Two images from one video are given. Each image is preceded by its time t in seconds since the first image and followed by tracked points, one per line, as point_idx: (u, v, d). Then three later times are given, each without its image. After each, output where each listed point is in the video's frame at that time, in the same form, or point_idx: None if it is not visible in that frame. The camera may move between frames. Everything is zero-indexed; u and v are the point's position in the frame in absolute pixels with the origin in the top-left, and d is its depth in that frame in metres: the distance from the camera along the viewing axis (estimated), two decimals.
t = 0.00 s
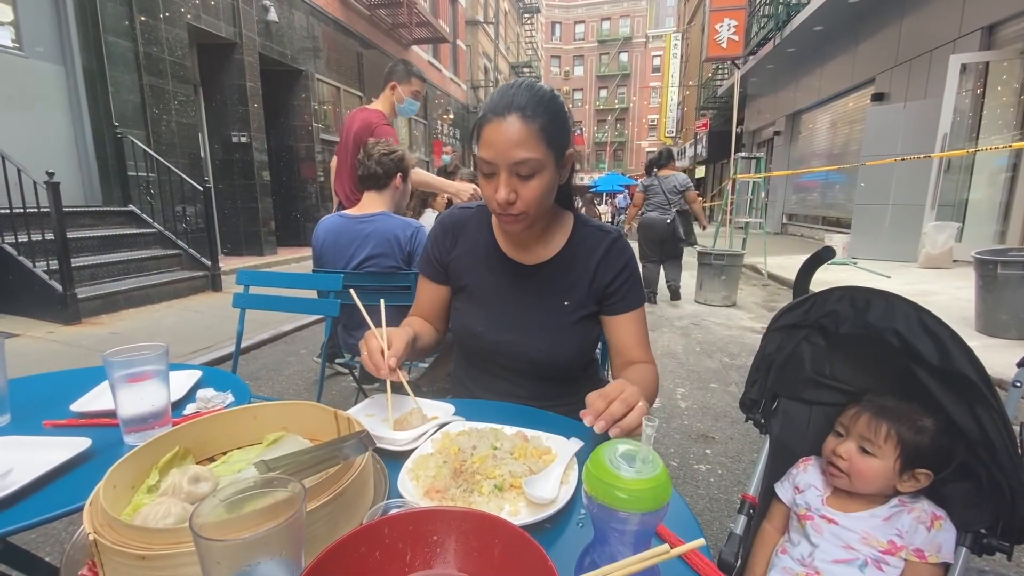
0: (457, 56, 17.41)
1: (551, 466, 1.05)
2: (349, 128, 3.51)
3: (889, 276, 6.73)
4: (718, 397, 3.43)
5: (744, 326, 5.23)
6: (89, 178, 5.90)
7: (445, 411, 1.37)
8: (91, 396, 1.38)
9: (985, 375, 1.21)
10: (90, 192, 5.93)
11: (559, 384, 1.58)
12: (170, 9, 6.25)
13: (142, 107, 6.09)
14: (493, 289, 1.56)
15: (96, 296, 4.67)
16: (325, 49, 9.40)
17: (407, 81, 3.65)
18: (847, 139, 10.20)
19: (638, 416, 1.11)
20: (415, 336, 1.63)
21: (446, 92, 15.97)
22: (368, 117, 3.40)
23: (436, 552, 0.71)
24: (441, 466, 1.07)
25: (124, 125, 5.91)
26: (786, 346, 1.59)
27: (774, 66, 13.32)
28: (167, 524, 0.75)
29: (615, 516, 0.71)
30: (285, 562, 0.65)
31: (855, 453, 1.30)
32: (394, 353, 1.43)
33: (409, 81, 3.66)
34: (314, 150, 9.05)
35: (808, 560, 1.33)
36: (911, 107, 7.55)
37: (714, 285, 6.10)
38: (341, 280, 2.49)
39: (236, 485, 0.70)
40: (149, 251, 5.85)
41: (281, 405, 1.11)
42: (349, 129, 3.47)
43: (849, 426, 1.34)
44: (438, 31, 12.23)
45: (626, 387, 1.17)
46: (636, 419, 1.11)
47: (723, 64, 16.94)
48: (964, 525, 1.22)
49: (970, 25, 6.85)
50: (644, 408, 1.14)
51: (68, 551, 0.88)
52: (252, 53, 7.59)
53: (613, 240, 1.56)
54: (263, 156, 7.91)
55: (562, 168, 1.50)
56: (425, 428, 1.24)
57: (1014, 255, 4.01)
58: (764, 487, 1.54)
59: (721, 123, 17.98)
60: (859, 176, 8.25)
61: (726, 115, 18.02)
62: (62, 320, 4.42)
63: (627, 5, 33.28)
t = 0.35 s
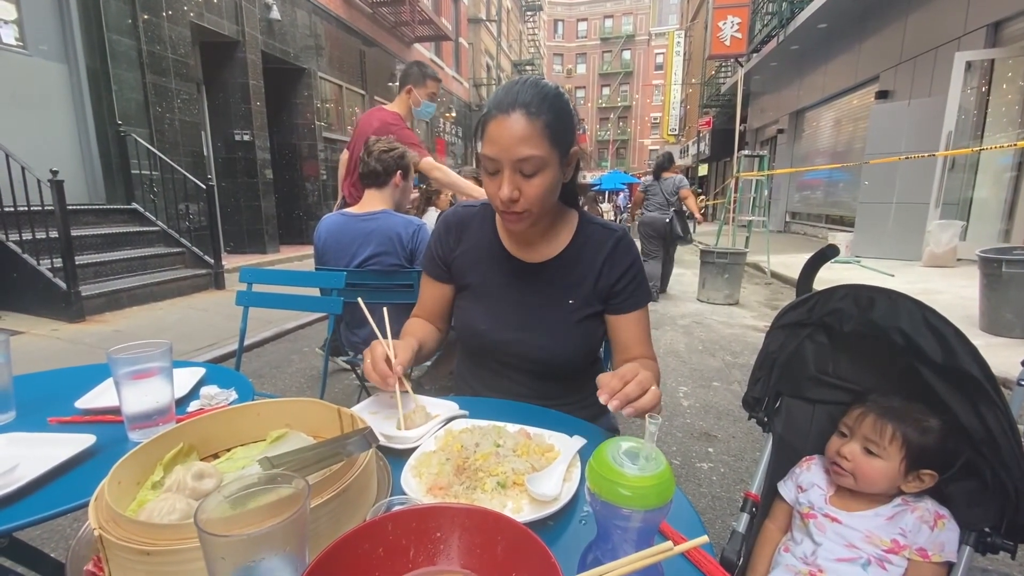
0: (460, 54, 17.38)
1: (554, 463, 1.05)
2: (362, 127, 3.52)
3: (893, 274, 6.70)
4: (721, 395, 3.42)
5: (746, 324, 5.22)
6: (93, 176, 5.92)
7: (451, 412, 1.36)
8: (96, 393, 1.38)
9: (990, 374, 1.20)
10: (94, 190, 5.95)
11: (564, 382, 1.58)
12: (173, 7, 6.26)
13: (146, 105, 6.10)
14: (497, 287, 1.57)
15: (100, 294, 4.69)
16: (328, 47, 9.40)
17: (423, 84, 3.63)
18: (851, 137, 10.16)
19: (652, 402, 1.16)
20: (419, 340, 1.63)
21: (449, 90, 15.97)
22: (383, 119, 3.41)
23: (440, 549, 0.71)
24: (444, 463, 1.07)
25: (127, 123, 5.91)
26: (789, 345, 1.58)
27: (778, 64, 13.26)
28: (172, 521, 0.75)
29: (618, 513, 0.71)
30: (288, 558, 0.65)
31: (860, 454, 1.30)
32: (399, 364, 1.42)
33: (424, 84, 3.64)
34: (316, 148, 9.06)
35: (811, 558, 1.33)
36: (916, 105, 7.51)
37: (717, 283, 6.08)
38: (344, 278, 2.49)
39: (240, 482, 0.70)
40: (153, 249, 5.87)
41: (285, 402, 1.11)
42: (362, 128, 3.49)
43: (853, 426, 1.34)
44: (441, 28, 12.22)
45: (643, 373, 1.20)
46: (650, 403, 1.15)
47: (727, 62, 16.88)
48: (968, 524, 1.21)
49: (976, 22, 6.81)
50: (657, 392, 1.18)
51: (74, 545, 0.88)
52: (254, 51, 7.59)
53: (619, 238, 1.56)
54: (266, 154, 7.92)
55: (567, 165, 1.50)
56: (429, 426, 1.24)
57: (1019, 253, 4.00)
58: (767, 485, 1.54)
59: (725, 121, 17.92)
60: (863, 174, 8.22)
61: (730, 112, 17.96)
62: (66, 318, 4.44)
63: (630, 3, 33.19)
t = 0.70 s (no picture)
0: (462, 52, 17.35)
1: (557, 460, 1.05)
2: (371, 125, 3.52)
3: (895, 273, 6.69)
4: (723, 394, 3.42)
5: (748, 323, 5.21)
6: (95, 173, 5.93)
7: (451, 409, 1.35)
8: (99, 390, 1.38)
9: (993, 371, 1.20)
10: (96, 187, 5.96)
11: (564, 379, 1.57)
12: (175, 4, 6.25)
13: (148, 103, 6.10)
14: (499, 283, 1.56)
15: (102, 291, 4.70)
16: (330, 44, 9.39)
17: (435, 87, 3.63)
18: (854, 135, 10.13)
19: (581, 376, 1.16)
20: (422, 337, 1.63)
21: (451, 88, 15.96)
22: (393, 119, 3.41)
23: (442, 545, 0.71)
24: (446, 460, 1.07)
25: (129, 120, 5.91)
26: (792, 342, 1.58)
27: (781, 62, 13.21)
28: (175, 516, 0.76)
29: (621, 510, 0.71)
30: (290, 554, 0.65)
31: (864, 455, 1.29)
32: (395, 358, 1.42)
33: (437, 86, 3.64)
34: (318, 146, 9.06)
35: (813, 557, 1.32)
36: (919, 102, 7.48)
37: (719, 281, 6.07)
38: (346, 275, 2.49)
39: (242, 479, 0.70)
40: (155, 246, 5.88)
41: (288, 398, 1.11)
42: (371, 126, 3.48)
43: (857, 428, 1.33)
44: (443, 26, 12.20)
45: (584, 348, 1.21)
46: (578, 377, 1.15)
47: (729, 60, 16.81)
48: (971, 522, 1.20)
49: (980, 19, 6.77)
50: (594, 369, 1.18)
51: (77, 541, 0.88)
52: (256, 48, 7.58)
53: (621, 236, 1.55)
54: (268, 152, 7.92)
55: (571, 162, 1.50)
56: (431, 423, 1.24)
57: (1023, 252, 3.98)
58: (769, 483, 1.54)
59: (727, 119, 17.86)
60: (866, 172, 8.19)
61: (732, 110, 17.91)
62: (69, 315, 4.44)
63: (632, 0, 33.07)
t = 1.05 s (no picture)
0: (463, 49, 17.32)
1: (558, 459, 1.05)
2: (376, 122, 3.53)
3: (897, 271, 6.67)
4: (724, 392, 3.42)
5: (750, 321, 5.21)
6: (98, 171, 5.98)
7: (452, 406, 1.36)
8: (102, 387, 1.39)
9: (996, 372, 1.20)
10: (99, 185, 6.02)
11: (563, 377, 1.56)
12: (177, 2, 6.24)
13: (149, 100, 6.10)
14: (499, 281, 1.57)
15: (104, 289, 4.70)
16: (331, 42, 9.38)
17: (440, 86, 3.63)
18: (857, 133, 10.10)
19: (517, 394, 1.20)
20: (426, 337, 1.63)
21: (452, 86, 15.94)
22: (397, 116, 3.41)
23: (445, 543, 0.71)
24: (448, 458, 1.07)
25: (131, 117, 5.91)
26: (794, 341, 1.57)
27: (783, 59, 13.15)
28: (178, 514, 0.76)
29: (624, 509, 0.71)
30: (293, 551, 0.66)
31: (865, 465, 1.29)
32: (399, 357, 1.44)
33: (441, 86, 3.64)
34: (319, 144, 9.05)
35: (810, 567, 1.34)
36: (922, 100, 7.45)
37: (720, 280, 6.06)
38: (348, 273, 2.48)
39: (245, 476, 0.70)
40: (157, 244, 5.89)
41: (291, 396, 1.12)
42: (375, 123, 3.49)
43: (859, 435, 1.33)
44: (444, 23, 12.18)
45: (519, 365, 1.25)
46: (512, 395, 1.20)
47: (732, 57, 16.74)
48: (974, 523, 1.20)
49: (984, 17, 6.74)
50: (524, 385, 1.21)
51: (81, 538, 0.88)
52: (257, 45, 7.57)
53: (621, 233, 1.55)
54: (269, 149, 7.91)
55: (573, 159, 1.50)
56: (433, 421, 1.25)
57: None
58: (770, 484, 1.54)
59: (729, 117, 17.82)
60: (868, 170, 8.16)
61: (734, 108, 17.87)
62: (71, 312, 4.45)
63: None
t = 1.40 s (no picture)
0: (463, 47, 17.29)
1: (559, 456, 1.05)
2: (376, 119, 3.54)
3: (898, 270, 6.66)
4: (724, 390, 3.42)
5: (750, 320, 5.21)
6: (98, 168, 5.96)
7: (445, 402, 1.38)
8: (104, 383, 1.39)
9: (996, 370, 1.22)
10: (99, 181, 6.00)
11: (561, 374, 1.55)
12: None
13: (150, 97, 6.10)
14: (498, 278, 1.57)
15: (105, 286, 4.70)
16: (332, 39, 9.36)
17: (440, 83, 3.64)
18: (858, 131, 10.09)
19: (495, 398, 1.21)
20: (422, 334, 1.63)
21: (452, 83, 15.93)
22: (398, 112, 3.40)
23: (447, 539, 0.71)
24: (450, 455, 1.08)
25: (131, 114, 5.91)
26: (795, 339, 1.58)
27: (785, 57, 13.13)
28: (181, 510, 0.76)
29: (626, 506, 0.71)
30: (297, 547, 0.66)
31: (865, 469, 1.21)
32: (395, 355, 1.44)
33: (442, 83, 3.64)
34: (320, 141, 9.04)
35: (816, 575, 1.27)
36: (924, 99, 7.43)
37: (721, 278, 6.06)
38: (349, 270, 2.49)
39: (247, 472, 0.70)
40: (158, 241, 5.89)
41: (292, 393, 1.12)
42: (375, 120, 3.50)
43: (857, 437, 1.24)
44: (445, 21, 12.15)
45: (498, 370, 1.25)
46: (491, 399, 1.21)
47: (733, 55, 16.70)
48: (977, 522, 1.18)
49: (986, 15, 6.72)
50: (502, 392, 1.22)
51: (84, 533, 0.88)
52: (258, 42, 7.56)
53: (618, 229, 1.55)
54: (270, 147, 7.90)
55: (571, 155, 1.49)
56: (434, 417, 1.25)
57: None
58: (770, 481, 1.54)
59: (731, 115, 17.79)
60: (870, 169, 8.15)
61: (735, 106, 17.84)
62: (72, 309, 4.46)
63: None
